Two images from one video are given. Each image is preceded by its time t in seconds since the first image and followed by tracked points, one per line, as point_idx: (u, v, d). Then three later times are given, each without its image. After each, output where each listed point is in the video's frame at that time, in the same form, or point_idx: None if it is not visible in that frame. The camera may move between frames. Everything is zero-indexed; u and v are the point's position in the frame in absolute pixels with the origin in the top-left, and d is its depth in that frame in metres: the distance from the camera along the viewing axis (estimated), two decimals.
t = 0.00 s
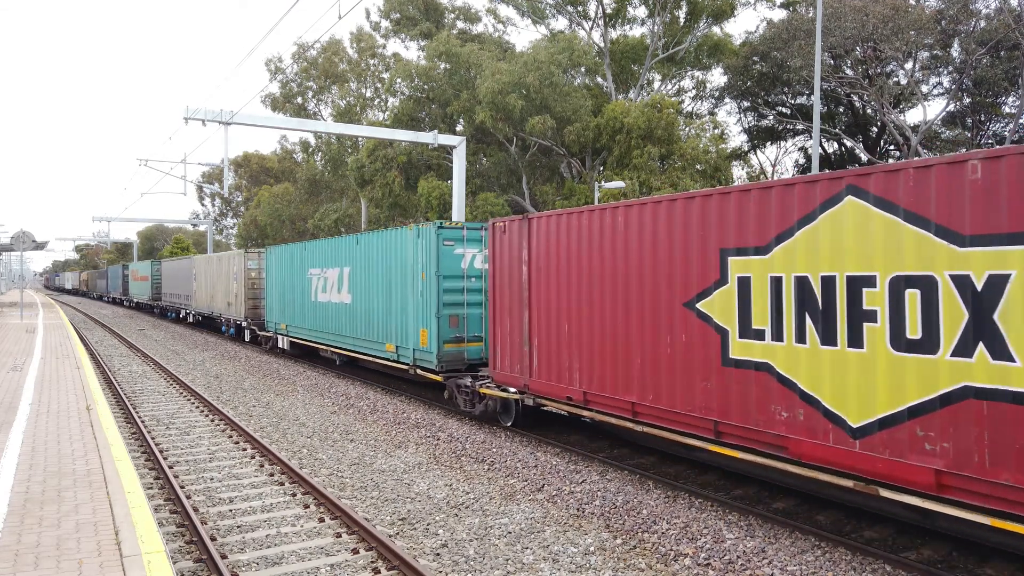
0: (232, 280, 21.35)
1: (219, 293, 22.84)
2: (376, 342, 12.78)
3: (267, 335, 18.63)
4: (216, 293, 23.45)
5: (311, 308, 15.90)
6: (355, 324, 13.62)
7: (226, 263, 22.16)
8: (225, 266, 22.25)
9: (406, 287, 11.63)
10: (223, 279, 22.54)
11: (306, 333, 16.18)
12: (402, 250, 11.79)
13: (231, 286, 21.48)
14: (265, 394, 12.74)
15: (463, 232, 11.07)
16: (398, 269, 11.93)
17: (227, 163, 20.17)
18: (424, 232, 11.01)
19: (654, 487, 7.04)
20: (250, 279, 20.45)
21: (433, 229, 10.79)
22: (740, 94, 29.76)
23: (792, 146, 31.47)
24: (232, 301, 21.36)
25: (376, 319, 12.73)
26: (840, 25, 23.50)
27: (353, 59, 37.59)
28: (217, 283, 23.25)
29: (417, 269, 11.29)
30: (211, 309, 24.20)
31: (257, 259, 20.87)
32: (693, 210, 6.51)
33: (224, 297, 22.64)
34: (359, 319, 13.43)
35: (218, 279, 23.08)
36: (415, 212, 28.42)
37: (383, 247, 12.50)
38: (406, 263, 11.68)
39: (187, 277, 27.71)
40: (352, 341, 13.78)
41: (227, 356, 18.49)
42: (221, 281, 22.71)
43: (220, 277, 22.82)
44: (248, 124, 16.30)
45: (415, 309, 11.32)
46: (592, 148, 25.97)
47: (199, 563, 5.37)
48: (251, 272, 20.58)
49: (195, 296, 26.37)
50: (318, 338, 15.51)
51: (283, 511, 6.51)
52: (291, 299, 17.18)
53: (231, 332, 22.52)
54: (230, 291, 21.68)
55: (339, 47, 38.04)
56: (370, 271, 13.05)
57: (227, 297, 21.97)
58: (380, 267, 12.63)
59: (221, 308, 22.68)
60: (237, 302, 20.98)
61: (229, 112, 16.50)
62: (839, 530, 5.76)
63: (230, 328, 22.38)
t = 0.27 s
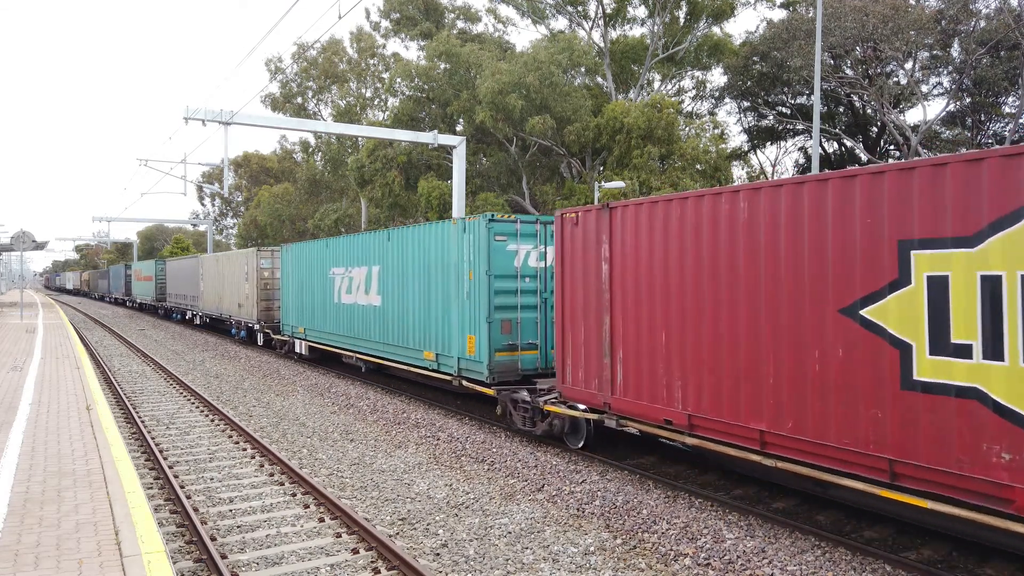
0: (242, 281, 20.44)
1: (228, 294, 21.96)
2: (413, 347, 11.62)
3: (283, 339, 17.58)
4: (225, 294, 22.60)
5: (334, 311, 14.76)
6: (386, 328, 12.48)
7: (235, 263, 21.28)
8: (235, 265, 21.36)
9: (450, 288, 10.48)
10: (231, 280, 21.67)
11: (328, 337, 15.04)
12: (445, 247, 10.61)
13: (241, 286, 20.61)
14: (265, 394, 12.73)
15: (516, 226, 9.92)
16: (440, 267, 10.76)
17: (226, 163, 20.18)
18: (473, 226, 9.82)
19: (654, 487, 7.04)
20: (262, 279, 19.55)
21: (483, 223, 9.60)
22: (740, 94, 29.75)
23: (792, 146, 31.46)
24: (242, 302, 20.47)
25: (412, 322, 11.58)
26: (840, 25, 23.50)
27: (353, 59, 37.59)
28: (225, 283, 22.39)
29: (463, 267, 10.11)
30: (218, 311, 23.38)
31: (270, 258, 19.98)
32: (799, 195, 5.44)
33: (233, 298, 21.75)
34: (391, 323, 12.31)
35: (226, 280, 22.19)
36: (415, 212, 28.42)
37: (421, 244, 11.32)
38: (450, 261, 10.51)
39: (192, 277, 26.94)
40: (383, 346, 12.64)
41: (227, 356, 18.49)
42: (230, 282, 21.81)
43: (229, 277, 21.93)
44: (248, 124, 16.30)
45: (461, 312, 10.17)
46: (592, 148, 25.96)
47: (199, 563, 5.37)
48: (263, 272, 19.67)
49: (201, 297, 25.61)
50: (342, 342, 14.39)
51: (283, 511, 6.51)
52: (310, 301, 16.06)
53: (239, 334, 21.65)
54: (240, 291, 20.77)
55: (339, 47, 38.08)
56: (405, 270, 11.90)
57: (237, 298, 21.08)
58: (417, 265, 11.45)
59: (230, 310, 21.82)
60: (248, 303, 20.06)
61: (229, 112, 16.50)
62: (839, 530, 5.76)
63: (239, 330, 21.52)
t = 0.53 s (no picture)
0: (255, 281, 19.34)
1: (239, 295, 20.90)
2: (456, 355, 10.33)
3: (301, 343, 16.38)
4: (235, 295, 21.53)
5: (361, 313, 13.49)
6: (423, 333, 11.18)
7: (247, 262, 20.21)
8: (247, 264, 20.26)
9: (504, 289, 9.16)
10: (243, 280, 20.59)
11: (353, 343, 13.78)
12: (496, 243, 9.30)
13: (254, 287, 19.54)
14: (265, 394, 12.73)
15: (585, 217, 8.51)
16: (491, 266, 9.45)
17: (227, 162, 20.21)
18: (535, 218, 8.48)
19: (654, 487, 7.04)
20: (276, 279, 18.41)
21: (548, 214, 8.25)
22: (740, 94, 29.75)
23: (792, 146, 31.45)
24: (255, 304, 19.38)
25: (455, 328, 10.28)
26: (841, 25, 23.49)
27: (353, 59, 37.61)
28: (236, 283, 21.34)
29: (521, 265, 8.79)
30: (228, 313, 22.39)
31: (285, 257, 18.80)
32: (862, 188, 4.90)
33: (244, 298, 20.65)
34: (429, 327, 11.02)
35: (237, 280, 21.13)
36: (415, 212, 28.42)
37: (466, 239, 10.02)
38: (504, 258, 9.15)
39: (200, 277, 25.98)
40: (419, 352, 11.34)
41: (227, 356, 18.49)
42: (241, 282, 20.72)
43: (240, 278, 20.85)
44: (248, 124, 16.30)
45: (519, 316, 8.86)
46: (592, 149, 25.95)
47: (199, 563, 5.37)
48: (278, 271, 18.51)
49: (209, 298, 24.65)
50: (370, 348, 13.13)
51: (283, 511, 6.51)
52: (332, 304, 14.78)
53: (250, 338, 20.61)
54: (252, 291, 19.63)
55: (339, 47, 38.11)
56: (445, 269, 10.60)
57: (249, 298, 19.99)
58: (461, 263, 10.14)
59: (241, 311, 20.76)
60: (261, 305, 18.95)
61: (229, 112, 16.52)
62: (839, 530, 5.76)
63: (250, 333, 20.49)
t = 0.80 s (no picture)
0: (270, 281, 18.32)
1: (253, 295, 19.89)
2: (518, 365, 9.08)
3: (322, 348, 15.27)
4: (248, 296, 20.51)
5: (395, 316, 12.29)
6: (476, 339, 9.96)
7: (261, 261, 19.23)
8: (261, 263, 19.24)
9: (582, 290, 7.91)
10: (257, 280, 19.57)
11: (387, 349, 12.58)
12: (571, 237, 8.09)
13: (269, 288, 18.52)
14: (265, 394, 12.73)
15: (680, 206, 7.20)
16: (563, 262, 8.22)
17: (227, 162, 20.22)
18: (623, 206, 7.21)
19: (654, 487, 7.04)
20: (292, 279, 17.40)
21: (639, 200, 6.98)
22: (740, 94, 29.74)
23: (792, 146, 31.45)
24: (269, 305, 18.36)
25: (516, 335, 9.06)
26: (841, 25, 23.50)
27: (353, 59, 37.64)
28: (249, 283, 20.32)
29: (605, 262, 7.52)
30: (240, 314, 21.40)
31: (302, 255, 17.80)
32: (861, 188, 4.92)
33: (258, 299, 19.62)
34: (483, 333, 9.81)
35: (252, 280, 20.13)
36: (415, 213, 28.43)
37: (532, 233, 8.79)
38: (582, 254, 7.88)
39: (208, 277, 25.02)
40: (469, 362, 10.12)
41: (227, 356, 18.49)
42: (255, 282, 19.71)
43: (254, 278, 19.83)
44: (248, 124, 16.30)
45: (602, 322, 7.59)
46: (592, 149, 25.94)
47: (199, 563, 5.37)
48: (294, 271, 17.49)
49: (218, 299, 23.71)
50: (407, 355, 11.92)
51: (283, 511, 6.51)
52: (361, 306, 13.57)
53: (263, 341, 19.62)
54: (266, 292, 18.59)
55: (339, 47, 38.13)
56: (502, 267, 9.39)
57: (263, 299, 18.98)
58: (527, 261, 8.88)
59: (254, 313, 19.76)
60: (276, 306, 17.92)
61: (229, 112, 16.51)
62: (838, 530, 5.77)
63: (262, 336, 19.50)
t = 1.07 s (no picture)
0: (287, 282, 17.30)
1: (269, 298, 18.80)
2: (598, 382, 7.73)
3: (346, 354, 13.94)
4: (262, 299, 19.42)
5: (435, 321, 10.92)
6: (540, 350, 8.63)
7: (277, 261, 18.17)
8: (277, 264, 18.16)
9: (685, 292, 6.55)
10: (272, 282, 18.49)
11: (423, 357, 11.24)
12: (670, 231, 6.72)
13: (286, 290, 17.44)
14: (265, 394, 12.73)
15: (820, 189, 5.89)
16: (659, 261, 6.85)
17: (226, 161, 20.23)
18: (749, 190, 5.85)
19: (654, 487, 7.05)
20: (310, 278, 16.32)
21: (770, 179, 5.66)
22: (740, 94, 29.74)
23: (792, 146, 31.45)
24: (286, 308, 17.28)
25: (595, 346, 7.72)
26: (841, 25, 23.50)
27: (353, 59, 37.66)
28: (262, 285, 19.25)
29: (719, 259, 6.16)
30: (252, 318, 20.31)
31: (321, 254, 16.73)
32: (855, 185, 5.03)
33: (274, 303, 18.54)
34: (548, 342, 8.49)
35: (266, 283, 19.05)
36: (415, 213, 28.43)
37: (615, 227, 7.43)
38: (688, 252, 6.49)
39: (216, 277, 24.00)
40: (530, 374, 8.80)
41: (227, 356, 18.49)
42: (271, 284, 18.64)
43: (269, 280, 18.77)
44: (248, 124, 16.30)
45: (713, 331, 6.25)
46: (592, 149, 25.93)
47: (199, 563, 5.37)
48: (312, 271, 16.44)
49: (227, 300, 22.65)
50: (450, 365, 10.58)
51: (282, 511, 6.51)
52: (392, 311, 12.20)
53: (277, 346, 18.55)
54: (284, 294, 17.49)
55: (339, 47, 38.16)
56: (575, 268, 8.05)
57: (279, 303, 17.88)
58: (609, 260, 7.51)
59: (269, 316, 18.70)
60: (294, 309, 16.82)
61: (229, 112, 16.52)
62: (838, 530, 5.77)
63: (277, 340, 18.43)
